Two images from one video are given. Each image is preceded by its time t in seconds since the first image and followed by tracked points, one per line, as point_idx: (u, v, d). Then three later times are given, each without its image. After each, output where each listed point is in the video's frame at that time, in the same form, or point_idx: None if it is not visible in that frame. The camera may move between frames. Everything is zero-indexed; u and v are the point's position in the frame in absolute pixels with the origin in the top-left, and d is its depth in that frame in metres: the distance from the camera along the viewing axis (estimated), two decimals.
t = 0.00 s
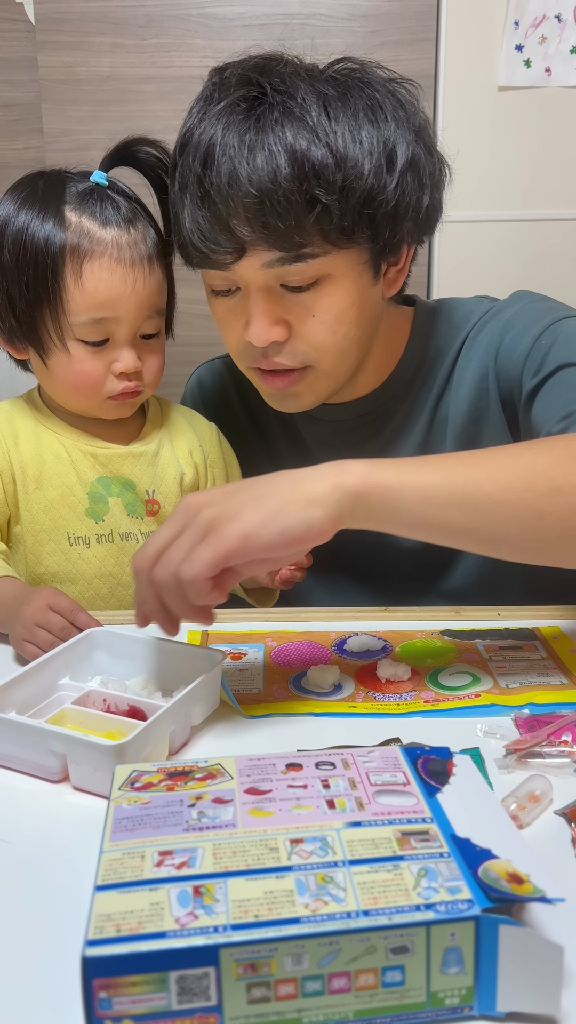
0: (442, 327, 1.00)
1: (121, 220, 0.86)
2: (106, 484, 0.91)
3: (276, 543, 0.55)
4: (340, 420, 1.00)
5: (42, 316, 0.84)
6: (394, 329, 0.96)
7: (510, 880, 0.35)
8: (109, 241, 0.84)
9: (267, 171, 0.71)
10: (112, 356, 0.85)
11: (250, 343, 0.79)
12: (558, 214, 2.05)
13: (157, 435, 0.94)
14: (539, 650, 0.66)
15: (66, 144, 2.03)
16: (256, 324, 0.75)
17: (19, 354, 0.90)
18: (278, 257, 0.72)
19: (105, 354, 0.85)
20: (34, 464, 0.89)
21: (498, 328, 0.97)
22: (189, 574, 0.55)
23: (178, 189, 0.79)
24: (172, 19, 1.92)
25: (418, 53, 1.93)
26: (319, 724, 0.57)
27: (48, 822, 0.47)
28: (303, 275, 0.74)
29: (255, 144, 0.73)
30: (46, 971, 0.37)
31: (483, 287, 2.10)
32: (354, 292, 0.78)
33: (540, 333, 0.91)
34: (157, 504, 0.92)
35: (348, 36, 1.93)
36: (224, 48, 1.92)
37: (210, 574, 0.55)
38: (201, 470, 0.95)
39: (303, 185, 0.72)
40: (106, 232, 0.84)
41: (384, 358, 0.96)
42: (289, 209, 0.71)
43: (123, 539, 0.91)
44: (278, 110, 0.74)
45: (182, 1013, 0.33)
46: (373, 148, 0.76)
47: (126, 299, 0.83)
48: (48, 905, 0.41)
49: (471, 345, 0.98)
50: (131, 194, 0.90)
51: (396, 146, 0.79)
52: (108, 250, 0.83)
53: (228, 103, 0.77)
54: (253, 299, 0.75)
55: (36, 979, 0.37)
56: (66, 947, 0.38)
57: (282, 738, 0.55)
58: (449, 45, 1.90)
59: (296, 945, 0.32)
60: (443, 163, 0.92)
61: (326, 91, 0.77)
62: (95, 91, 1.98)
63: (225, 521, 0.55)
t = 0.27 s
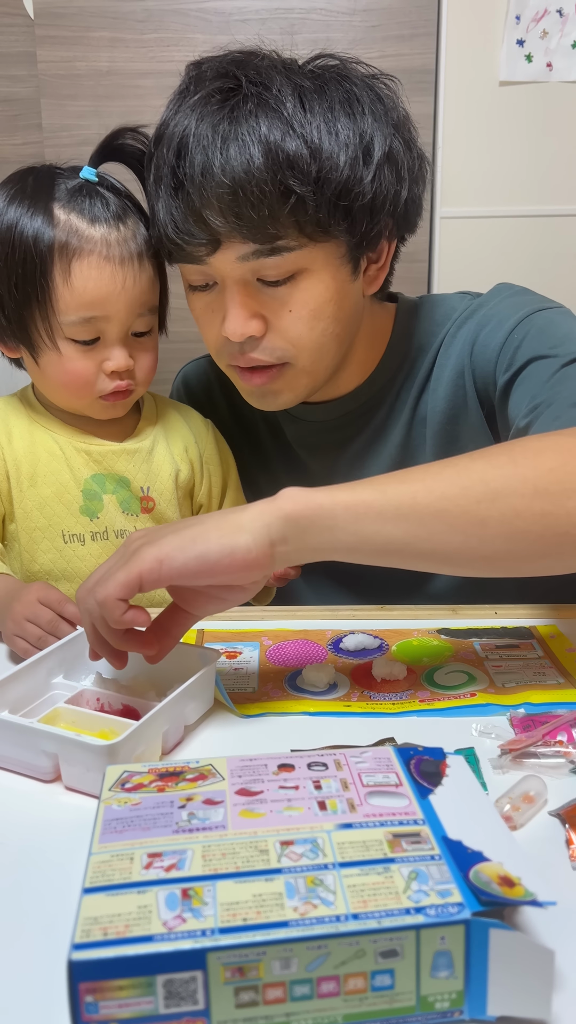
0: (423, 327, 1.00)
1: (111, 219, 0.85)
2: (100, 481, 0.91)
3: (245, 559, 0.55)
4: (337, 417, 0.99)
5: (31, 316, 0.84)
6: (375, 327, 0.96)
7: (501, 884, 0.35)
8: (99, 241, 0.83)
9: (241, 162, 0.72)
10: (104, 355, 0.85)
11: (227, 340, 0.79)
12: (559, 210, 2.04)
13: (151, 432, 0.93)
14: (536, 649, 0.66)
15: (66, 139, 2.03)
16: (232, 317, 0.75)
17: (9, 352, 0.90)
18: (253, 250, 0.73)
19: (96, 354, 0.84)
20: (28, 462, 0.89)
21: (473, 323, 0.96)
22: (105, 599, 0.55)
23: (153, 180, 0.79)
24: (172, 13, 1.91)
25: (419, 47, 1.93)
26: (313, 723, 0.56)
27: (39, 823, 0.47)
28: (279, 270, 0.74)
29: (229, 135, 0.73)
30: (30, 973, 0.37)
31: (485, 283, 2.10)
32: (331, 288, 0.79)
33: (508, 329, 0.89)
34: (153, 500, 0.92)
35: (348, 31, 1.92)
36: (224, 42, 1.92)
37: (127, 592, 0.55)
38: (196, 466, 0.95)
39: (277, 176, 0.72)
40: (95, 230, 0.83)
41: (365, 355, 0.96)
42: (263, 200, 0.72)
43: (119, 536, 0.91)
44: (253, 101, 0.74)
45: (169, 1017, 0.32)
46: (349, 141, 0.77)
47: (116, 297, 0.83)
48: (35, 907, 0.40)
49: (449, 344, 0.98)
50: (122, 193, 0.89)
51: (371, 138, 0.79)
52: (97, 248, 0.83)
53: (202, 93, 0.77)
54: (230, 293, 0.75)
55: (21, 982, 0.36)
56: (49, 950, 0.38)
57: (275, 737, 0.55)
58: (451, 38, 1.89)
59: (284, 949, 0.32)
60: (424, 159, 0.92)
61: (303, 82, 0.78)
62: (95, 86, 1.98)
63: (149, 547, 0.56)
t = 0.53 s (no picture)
0: (423, 320, 0.99)
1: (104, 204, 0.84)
2: (99, 476, 0.90)
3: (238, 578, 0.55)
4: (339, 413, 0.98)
5: (25, 304, 0.83)
6: (376, 320, 0.96)
7: (504, 888, 0.34)
8: (91, 225, 0.83)
9: (242, 152, 0.71)
10: (101, 343, 0.84)
11: (225, 334, 0.79)
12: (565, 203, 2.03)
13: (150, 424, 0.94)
14: (540, 647, 0.65)
15: (69, 132, 2.02)
16: (230, 312, 0.74)
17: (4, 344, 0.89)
18: (253, 244, 0.72)
19: (93, 343, 0.84)
20: (26, 456, 0.89)
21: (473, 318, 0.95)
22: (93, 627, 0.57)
23: (152, 171, 0.78)
24: (176, 5, 1.90)
25: (425, 38, 1.91)
26: (315, 722, 0.56)
27: (37, 822, 0.46)
28: (279, 264, 0.74)
29: (230, 125, 0.72)
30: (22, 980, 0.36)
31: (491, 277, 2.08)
32: (330, 284, 0.78)
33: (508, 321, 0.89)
34: (152, 495, 0.91)
35: (354, 22, 1.91)
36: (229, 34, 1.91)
37: (116, 621, 0.56)
38: (196, 459, 0.95)
39: (279, 168, 0.71)
40: (87, 215, 0.83)
41: (364, 353, 0.95)
42: (265, 191, 0.71)
43: (118, 530, 0.90)
44: (255, 91, 0.74)
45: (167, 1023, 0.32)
46: (352, 133, 0.76)
47: (110, 282, 0.82)
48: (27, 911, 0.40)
49: (449, 338, 0.97)
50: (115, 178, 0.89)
51: (375, 131, 0.78)
52: (89, 233, 0.82)
53: (204, 83, 0.76)
54: (228, 287, 0.75)
55: (12, 991, 0.35)
56: (41, 957, 0.37)
57: (277, 737, 0.54)
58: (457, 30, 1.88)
59: (283, 953, 0.31)
60: (427, 155, 0.91)
61: (306, 72, 0.77)
62: (99, 78, 1.97)
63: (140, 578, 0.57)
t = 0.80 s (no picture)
0: (436, 325, 0.98)
1: (111, 199, 0.85)
2: (115, 476, 0.90)
3: (233, 595, 0.56)
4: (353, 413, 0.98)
5: (35, 302, 0.83)
6: (389, 325, 0.95)
7: (526, 897, 0.34)
8: (100, 220, 0.83)
9: (252, 160, 0.71)
10: (112, 339, 0.84)
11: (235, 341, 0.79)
12: None
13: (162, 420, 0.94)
14: (556, 650, 0.65)
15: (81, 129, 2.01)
16: (241, 321, 0.75)
17: (11, 342, 0.89)
18: (263, 251, 0.72)
19: (104, 339, 0.84)
20: (40, 457, 0.88)
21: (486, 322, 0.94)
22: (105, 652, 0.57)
23: (162, 178, 0.79)
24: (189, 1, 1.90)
25: (439, 34, 1.91)
26: (333, 724, 0.56)
27: (54, 831, 0.47)
28: (289, 273, 0.74)
29: (240, 132, 0.72)
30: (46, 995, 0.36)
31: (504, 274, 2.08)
32: (342, 291, 0.78)
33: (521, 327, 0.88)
34: (168, 495, 0.91)
35: (366, 18, 1.90)
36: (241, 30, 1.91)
37: (125, 648, 0.57)
38: (209, 456, 0.96)
39: (289, 176, 0.71)
40: (95, 210, 0.83)
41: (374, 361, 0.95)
42: (274, 201, 0.71)
43: (133, 531, 0.90)
44: (266, 98, 0.73)
45: None
46: (364, 139, 0.75)
47: (120, 277, 0.82)
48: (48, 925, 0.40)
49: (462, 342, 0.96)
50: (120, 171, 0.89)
51: (387, 137, 0.78)
52: (97, 228, 0.82)
53: (214, 89, 0.76)
54: (239, 294, 0.75)
55: (36, 1007, 0.35)
56: (64, 972, 0.37)
57: (296, 740, 0.54)
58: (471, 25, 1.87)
59: (306, 961, 0.32)
60: (441, 156, 0.91)
61: (318, 77, 0.76)
62: (110, 75, 1.97)
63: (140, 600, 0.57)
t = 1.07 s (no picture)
0: (457, 329, 0.98)
1: (118, 202, 0.85)
2: (135, 484, 0.90)
3: (260, 590, 0.55)
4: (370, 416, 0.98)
5: (40, 308, 0.83)
6: (409, 329, 0.95)
7: (554, 910, 0.34)
8: (106, 226, 0.83)
9: (267, 173, 0.71)
10: (117, 347, 0.84)
11: (254, 351, 0.80)
12: None
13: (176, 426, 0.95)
14: None
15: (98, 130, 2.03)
16: (259, 330, 0.75)
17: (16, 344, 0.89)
18: (281, 262, 0.72)
19: (109, 347, 0.84)
20: (57, 470, 0.88)
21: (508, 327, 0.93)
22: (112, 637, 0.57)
23: (181, 191, 0.79)
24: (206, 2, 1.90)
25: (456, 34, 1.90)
26: (355, 731, 0.56)
27: (78, 839, 0.47)
28: (307, 283, 0.74)
29: (256, 145, 0.72)
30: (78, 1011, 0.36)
31: (521, 276, 2.07)
32: (359, 300, 0.78)
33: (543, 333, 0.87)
34: (187, 497, 0.92)
35: (383, 19, 1.90)
36: (258, 31, 1.91)
37: (136, 633, 0.57)
38: (222, 456, 0.97)
39: (305, 189, 0.71)
40: (101, 217, 0.84)
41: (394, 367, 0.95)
42: (290, 214, 0.71)
43: (156, 539, 0.90)
44: (282, 109, 0.73)
45: None
46: (380, 149, 0.75)
47: (126, 286, 0.82)
48: (77, 936, 0.40)
49: (483, 347, 0.95)
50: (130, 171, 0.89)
51: (404, 145, 0.78)
52: (104, 236, 0.83)
53: (231, 100, 0.76)
54: (257, 304, 0.75)
55: None
56: (92, 990, 0.37)
57: (319, 747, 0.55)
58: (488, 26, 1.87)
59: (335, 972, 0.32)
60: (459, 161, 0.91)
61: (334, 87, 0.76)
62: (128, 76, 1.98)
63: (159, 585, 0.58)
